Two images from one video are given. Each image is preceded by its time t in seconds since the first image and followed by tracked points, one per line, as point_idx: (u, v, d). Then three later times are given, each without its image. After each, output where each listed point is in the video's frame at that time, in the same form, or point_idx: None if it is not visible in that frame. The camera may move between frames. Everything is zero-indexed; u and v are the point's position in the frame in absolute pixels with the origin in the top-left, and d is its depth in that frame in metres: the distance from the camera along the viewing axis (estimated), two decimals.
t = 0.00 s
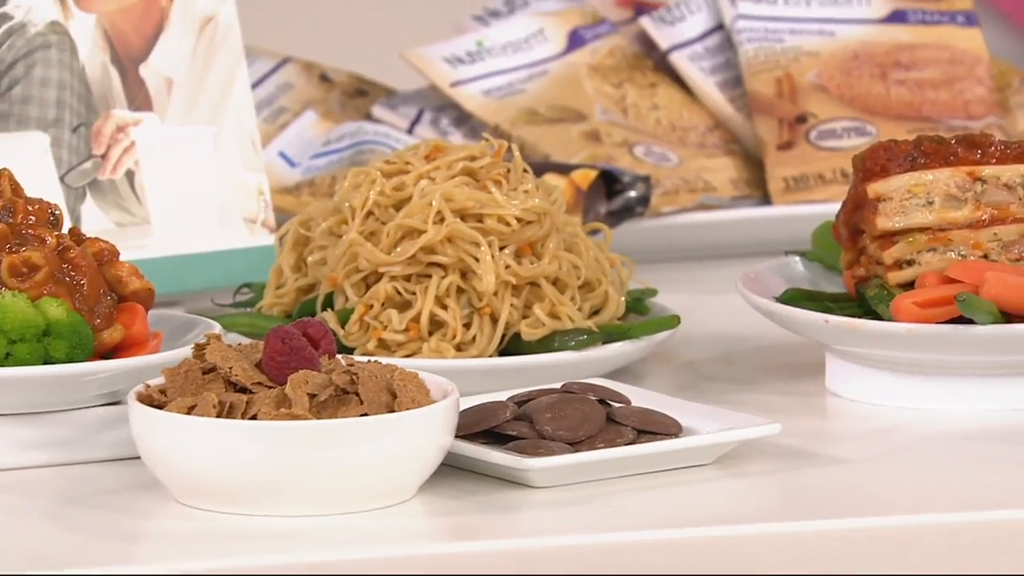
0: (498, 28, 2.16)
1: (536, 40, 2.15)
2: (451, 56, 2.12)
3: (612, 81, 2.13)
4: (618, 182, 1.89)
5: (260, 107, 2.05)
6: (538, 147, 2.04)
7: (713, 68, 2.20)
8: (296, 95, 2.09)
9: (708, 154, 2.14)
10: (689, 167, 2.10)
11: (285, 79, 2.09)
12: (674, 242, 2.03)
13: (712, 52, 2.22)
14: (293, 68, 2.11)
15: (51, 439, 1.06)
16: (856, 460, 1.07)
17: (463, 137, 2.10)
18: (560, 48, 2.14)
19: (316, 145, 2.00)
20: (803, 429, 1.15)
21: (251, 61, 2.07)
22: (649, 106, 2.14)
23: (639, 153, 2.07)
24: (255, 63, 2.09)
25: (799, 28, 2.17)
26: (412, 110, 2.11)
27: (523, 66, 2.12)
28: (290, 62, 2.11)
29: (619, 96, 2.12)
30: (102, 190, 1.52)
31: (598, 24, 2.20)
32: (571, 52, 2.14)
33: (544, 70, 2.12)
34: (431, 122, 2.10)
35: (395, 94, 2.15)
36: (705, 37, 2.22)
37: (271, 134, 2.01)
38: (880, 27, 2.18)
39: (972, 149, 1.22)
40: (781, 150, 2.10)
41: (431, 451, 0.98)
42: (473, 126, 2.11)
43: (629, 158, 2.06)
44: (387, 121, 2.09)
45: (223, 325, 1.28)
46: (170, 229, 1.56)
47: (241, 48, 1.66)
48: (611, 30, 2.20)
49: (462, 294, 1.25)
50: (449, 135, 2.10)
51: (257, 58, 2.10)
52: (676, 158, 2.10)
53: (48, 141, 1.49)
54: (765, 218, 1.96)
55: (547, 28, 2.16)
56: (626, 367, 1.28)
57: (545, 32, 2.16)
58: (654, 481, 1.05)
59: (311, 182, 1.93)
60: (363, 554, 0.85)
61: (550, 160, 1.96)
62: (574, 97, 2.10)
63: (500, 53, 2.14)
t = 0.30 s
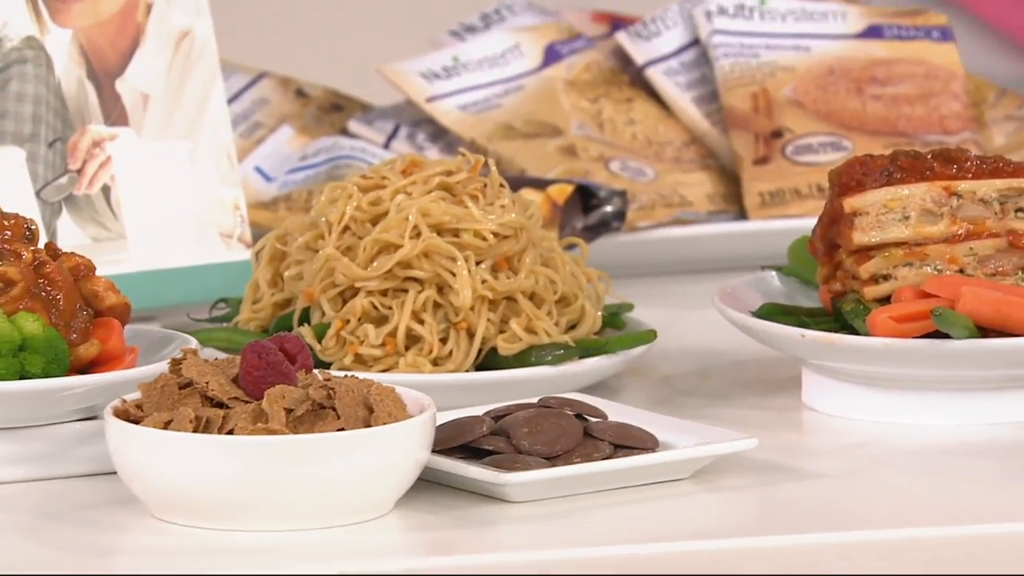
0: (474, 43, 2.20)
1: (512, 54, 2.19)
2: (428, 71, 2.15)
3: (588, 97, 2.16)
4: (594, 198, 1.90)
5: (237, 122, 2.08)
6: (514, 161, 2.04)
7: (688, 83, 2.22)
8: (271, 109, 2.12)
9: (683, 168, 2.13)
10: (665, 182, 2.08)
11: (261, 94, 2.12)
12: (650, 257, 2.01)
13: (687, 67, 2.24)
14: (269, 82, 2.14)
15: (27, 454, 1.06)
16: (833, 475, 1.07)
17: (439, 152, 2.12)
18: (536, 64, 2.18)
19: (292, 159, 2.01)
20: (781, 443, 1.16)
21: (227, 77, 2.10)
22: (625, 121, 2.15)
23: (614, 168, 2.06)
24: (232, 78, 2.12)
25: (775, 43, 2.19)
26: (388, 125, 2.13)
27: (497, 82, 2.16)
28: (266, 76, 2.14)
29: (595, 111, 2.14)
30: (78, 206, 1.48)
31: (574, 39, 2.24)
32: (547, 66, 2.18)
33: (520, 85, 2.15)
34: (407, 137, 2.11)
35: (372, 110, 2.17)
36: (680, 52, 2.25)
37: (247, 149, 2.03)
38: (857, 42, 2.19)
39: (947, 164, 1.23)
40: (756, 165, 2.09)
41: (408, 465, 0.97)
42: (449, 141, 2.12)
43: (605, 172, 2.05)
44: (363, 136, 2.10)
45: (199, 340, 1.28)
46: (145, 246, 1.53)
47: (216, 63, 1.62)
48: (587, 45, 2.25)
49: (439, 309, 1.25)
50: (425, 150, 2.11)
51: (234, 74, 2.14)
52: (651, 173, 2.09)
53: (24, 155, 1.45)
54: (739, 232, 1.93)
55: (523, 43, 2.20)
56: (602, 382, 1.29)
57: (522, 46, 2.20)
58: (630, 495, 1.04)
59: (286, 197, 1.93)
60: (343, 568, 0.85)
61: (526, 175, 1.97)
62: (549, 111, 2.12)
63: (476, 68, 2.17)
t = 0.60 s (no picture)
0: (449, 54, 2.21)
1: (486, 66, 2.21)
2: (402, 82, 2.15)
3: (563, 108, 2.17)
4: (569, 209, 1.90)
5: (211, 132, 2.08)
6: (488, 171, 2.05)
7: (663, 95, 2.23)
8: (247, 121, 2.12)
9: (659, 179, 2.15)
10: (640, 192, 2.09)
11: (237, 105, 2.12)
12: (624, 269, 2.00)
13: (662, 78, 2.25)
14: (244, 94, 2.14)
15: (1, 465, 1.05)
16: (808, 485, 1.08)
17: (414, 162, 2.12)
18: (511, 75, 2.19)
19: (267, 171, 2.00)
20: (756, 454, 1.16)
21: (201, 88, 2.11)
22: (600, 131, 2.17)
23: (589, 180, 2.06)
24: (206, 89, 2.12)
25: (749, 54, 2.20)
26: (364, 136, 2.12)
27: (472, 92, 2.17)
28: (241, 88, 2.14)
29: (570, 121, 2.15)
30: (52, 216, 1.47)
31: (549, 50, 2.26)
32: (521, 78, 2.19)
33: (495, 95, 2.17)
34: (382, 147, 2.11)
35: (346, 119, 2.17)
36: (655, 63, 2.27)
37: (222, 160, 2.02)
38: (829, 53, 2.22)
39: (922, 174, 1.24)
40: (731, 177, 2.09)
41: (383, 476, 0.97)
42: (423, 152, 2.13)
43: (579, 184, 2.05)
44: (338, 147, 2.09)
45: (174, 351, 1.28)
46: (121, 256, 1.52)
47: (190, 75, 1.61)
48: (561, 56, 2.27)
49: (414, 320, 1.25)
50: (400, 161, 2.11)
51: (208, 84, 2.14)
52: (626, 184, 2.09)
53: None
54: (701, 245, 1.94)
55: (498, 54, 2.22)
56: (578, 392, 1.29)
57: (496, 58, 2.22)
58: (606, 506, 1.05)
59: (262, 208, 1.92)
60: None
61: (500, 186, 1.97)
62: (525, 123, 2.13)
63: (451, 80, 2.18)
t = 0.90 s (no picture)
0: (421, 63, 2.22)
1: (459, 74, 2.22)
2: (375, 91, 2.17)
3: (536, 116, 2.18)
4: (541, 217, 1.90)
5: (183, 141, 2.08)
6: (461, 181, 2.05)
7: (635, 103, 2.23)
8: (218, 129, 2.13)
9: (632, 188, 2.14)
10: (611, 203, 2.08)
11: (208, 114, 2.14)
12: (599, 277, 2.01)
13: (634, 87, 2.26)
14: (216, 102, 2.16)
15: None
16: (781, 493, 1.08)
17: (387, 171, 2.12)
18: (483, 84, 2.21)
19: (240, 180, 2.00)
20: (729, 462, 1.16)
21: (174, 96, 2.11)
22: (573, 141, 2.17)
23: (562, 189, 2.06)
24: (178, 97, 2.12)
25: (721, 63, 2.22)
26: (335, 144, 2.13)
27: (446, 100, 2.17)
28: (213, 96, 2.16)
29: (542, 130, 2.16)
30: (23, 226, 1.47)
31: (521, 59, 2.27)
32: (493, 86, 2.20)
33: (468, 104, 2.17)
34: (355, 156, 2.11)
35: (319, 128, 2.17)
36: (627, 72, 2.28)
37: (195, 169, 2.02)
38: (802, 61, 2.23)
39: (895, 183, 1.23)
40: (705, 185, 2.10)
41: (357, 485, 0.97)
42: (396, 161, 2.13)
43: (552, 192, 2.05)
44: (310, 154, 2.11)
45: (147, 360, 1.28)
46: (94, 265, 1.52)
47: (163, 84, 1.60)
48: (534, 64, 2.28)
49: (387, 329, 1.25)
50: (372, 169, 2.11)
51: (180, 93, 2.14)
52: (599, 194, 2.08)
53: None
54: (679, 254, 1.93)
55: (470, 63, 2.23)
56: (551, 400, 1.29)
57: (469, 66, 2.23)
58: (580, 515, 1.05)
59: (234, 217, 1.93)
60: None
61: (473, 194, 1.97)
62: (497, 131, 2.13)
63: (423, 88, 2.18)
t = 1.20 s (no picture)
0: (393, 71, 2.22)
1: (432, 82, 2.21)
2: (347, 98, 2.16)
3: (508, 124, 2.19)
4: (514, 225, 1.90)
5: (155, 149, 2.08)
6: (434, 189, 2.06)
7: (607, 111, 2.23)
8: (189, 137, 2.13)
9: (604, 196, 2.15)
10: (584, 210, 2.10)
11: (180, 121, 2.13)
12: (575, 283, 2.00)
13: (607, 95, 2.26)
14: (188, 110, 2.15)
15: None
16: (753, 501, 1.08)
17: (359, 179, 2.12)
18: (455, 92, 2.21)
19: (212, 187, 2.00)
20: (702, 470, 1.16)
21: (145, 104, 2.11)
22: (545, 148, 2.18)
23: (534, 196, 2.08)
24: (148, 105, 2.12)
25: (693, 71, 2.22)
26: (307, 152, 2.13)
27: (417, 109, 2.18)
28: (184, 104, 2.15)
29: (514, 138, 2.16)
30: None
31: (493, 67, 2.27)
32: (465, 94, 2.20)
33: (440, 112, 2.18)
34: (326, 164, 2.12)
35: (291, 136, 2.17)
36: (599, 80, 2.27)
37: (166, 177, 2.03)
38: (773, 70, 2.23)
39: (867, 191, 1.24)
40: (675, 193, 2.11)
41: (329, 494, 0.96)
42: (368, 169, 2.13)
43: (524, 200, 2.07)
44: (282, 162, 2.10)
45: (118, 368, 1.28)
46: (66, 274, 1.50)
47: (134, 93, 1.60)
48: (506, 73, 2.28)
49: (360, 336, 1.25)
50: (344, 177, 2.12)
51: (151, 100, 2.13)
52: (571, 201, 2.10)
53: None
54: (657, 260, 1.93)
55: (442, 71, 2.23)
56: (523, 408, 1.29)
57: (441, 74, 2.23)
58: (553, 522, 1.05)
59: (205, 225, 1.93)
60: None
61: (444, 202, 1.98)
62: (469, 139, 2.14)
63: (395, 96, 2.19)
